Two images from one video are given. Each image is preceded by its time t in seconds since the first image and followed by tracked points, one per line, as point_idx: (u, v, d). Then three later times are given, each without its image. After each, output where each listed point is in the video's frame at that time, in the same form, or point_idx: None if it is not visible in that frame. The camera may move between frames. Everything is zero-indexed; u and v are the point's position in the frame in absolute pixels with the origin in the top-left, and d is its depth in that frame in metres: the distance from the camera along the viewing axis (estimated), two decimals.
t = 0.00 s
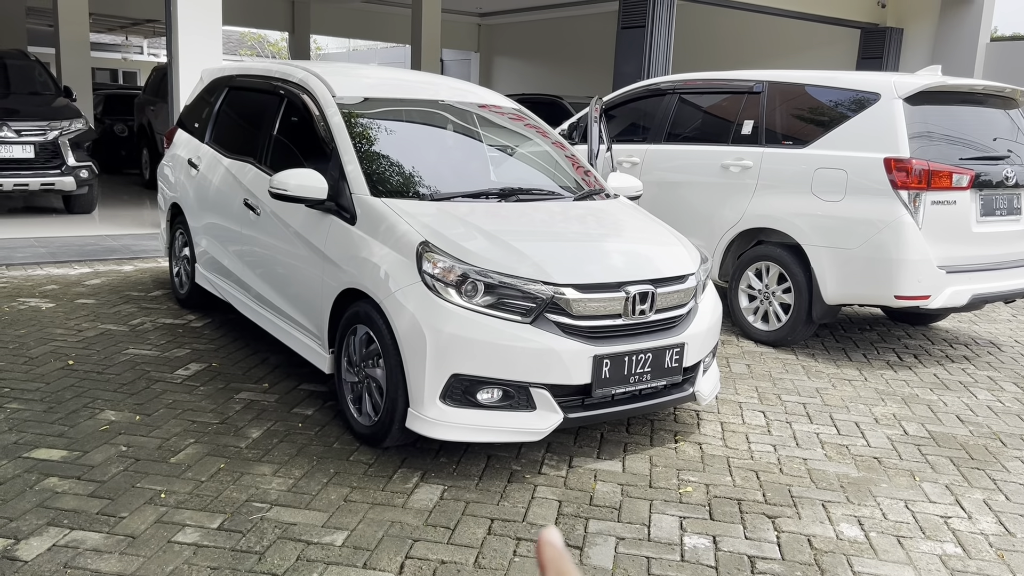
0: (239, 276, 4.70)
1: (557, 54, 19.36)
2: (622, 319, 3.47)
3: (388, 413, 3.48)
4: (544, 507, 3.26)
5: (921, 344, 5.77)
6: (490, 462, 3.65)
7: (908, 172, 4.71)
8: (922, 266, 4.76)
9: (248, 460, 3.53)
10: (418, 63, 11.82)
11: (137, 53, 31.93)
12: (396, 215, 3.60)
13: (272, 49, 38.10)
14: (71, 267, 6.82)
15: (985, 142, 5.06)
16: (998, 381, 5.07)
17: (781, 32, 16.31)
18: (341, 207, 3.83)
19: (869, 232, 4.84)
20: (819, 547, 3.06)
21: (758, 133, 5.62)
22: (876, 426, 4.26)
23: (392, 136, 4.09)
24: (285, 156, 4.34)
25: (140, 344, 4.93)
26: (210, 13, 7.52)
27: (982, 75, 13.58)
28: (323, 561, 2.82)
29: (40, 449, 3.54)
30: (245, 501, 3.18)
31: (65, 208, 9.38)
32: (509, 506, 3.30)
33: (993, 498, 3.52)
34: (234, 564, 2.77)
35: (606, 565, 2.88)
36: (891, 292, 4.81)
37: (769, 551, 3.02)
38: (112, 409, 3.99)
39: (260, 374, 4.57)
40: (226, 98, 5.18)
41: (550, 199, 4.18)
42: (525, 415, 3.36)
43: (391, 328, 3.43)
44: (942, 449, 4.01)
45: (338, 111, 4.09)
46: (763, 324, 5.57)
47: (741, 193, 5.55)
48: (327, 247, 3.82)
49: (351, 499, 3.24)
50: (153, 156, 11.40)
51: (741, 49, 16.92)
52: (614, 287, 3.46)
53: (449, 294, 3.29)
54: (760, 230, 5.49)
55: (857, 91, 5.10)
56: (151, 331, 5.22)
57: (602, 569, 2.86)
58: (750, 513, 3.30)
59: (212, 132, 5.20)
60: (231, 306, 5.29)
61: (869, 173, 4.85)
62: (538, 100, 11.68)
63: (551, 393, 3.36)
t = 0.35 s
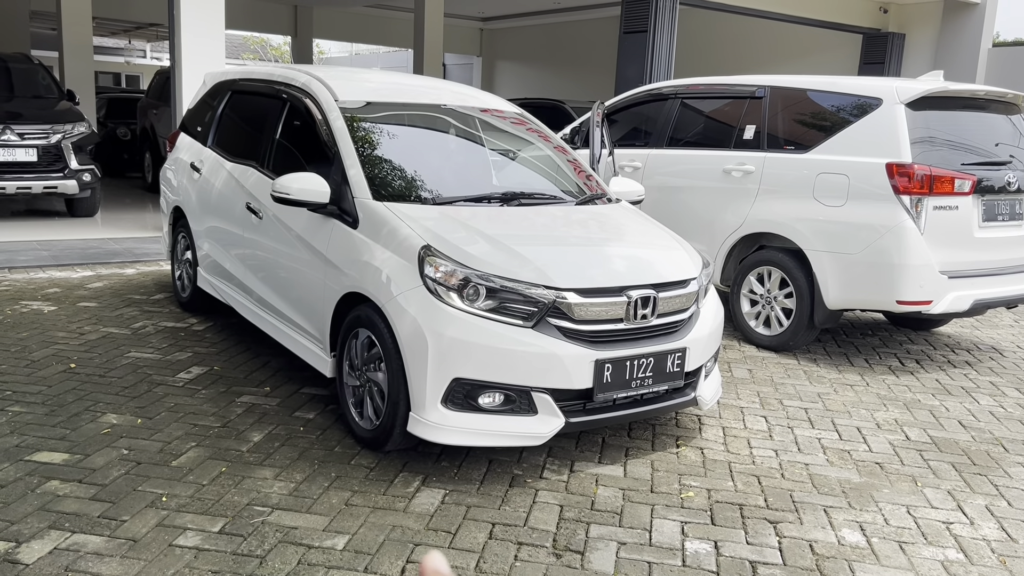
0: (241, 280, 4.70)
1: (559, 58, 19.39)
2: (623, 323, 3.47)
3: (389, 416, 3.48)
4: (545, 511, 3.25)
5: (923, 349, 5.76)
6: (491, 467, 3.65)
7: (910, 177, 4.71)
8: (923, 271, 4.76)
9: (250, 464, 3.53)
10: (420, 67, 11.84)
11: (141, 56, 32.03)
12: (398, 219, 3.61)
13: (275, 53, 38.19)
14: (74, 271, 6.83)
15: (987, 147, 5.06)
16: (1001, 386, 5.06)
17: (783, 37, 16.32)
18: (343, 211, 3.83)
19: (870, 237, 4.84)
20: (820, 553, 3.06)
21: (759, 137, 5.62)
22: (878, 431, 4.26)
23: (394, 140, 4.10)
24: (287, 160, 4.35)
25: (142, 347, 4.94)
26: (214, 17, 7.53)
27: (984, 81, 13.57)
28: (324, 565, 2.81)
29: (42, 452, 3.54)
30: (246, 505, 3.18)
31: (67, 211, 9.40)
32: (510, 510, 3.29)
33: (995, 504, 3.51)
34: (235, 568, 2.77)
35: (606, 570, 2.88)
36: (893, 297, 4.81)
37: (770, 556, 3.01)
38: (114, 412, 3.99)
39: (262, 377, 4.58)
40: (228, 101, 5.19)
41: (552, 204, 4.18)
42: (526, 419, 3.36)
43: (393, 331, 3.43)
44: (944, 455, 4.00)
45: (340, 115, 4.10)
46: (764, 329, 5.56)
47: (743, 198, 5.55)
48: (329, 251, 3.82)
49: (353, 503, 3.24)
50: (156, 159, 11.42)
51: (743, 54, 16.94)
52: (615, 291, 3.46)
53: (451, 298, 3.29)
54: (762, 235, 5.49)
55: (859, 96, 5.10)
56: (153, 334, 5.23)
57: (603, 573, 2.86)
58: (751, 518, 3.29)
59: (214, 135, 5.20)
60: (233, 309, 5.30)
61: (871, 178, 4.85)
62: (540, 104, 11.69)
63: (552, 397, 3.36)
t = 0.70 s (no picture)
0: (242, 282, 4.70)
1: (560, 61, 19.41)
2: (624, 326, 3.46)
3: (390, 419, 3.48)
4: (546, 514, 3.25)
5: (924, 352, 5.76)
6: (492, 470, 3.65)
7: (911, 179, 4.71)
8: (925, 274, 4.76)
9: (250, 466, 3.53)
10: (422, 70, 11.86)
11: (142, 58, 32.07)
12: (399, 221, 3.61)
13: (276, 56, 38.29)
14: (75, 273, 6.83)
15: (988, 150, 5.06)
16: (1002, 389, 5.06)
17: (784, 40, 16.34)
18: (344, 213, 3.83)
19: (871, 240, 4.84)
20: (822, 556, 3.05)
21: (760, 140, 5.63)
22: (879, 434, 4.25)
23: (395, 142, 4.10)
24: (288, 163, 4.35)
25: (143, 349, 4.94)
26: (215, 20, 7.55)
27: (985, 83, 13.57)
28: (324, 568, 2.81)
29: (42, 454, 3.54)
30: (247, 507, 3.18)
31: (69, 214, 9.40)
32: (511, 513, 3.29)
33: (997, 507, 3.51)
34: (236, 570, 2.77)
35: (607, 572, 2.87)
36: (894, 300, 4.81)
37: (772, 559, 3.01)
38: (115, 414, 3.99)
39: (263, 380, 4.57)
40: (230, 104, 5.20)
41: (553, 206, 4.18)
42: (527, 422, 3.35)
43: (394, 334, 3.43)
44: (946, 458, 4.00)
45: (342, 117, 4.10)
46: (765, 332, 5.56)
47: (744, 201, 5.55)
48: (330, 253, 3.82)
49: (353, 506, 3.24)
50: (157, 162, 11.43)
51: (743, 56, 16.96)
52: (616, 294, 3.46)
53: (452, 300, 3.29)
54: (763, 238, 5.49)
55: (860, 99, 5.10)
56: (154, 336, 5.23)
57: None
58: (753, 521, 3.29)
59: (215, 137, 5.21)
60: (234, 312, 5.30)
61: (872, 181, 4.85)
62: (540, 107, 11.70)
63: (553, 400, 3.35)
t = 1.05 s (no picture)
0: (242, 283, 4.70)
1: (560, 62, 19.43)
2: (624, 327, 3.46)
3: (390, 420, 3.48)
4: (546, 516, 3.25)
5: (925, 353, 5.76)
6: (492, 471, 3.65)
7: (911, 180, 4.71)
8: (925, 275, 4.75)
9: (250, 467, 3.53)
10: (421, 71, 11.86)
11: (143, 59, 32.10)
12: (399, 222, 3.61)
13: (276, 57, 38.30)
14: (75, 274, 6.83)
15: (988, 151, 5.06)
16: (1002, 390, 5.05)
17: (784, 41, 16.34)
18: (344, 214, 3.83)
19: (871, 241, 4.84)
20: (822, 557, 3.05)
21: (760, 141, 5.63)
22: (879, 435, 4.25)
23: (395, 143, 4.10)
24: (289, 163, 4.35)
25: (143, 351, 4.93)
26: (215, 21, 7.55)
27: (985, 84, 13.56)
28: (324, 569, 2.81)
29: (42, 455, 3.53)
30: (246, 508, 3.17)
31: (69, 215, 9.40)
32: (511, 514, 3.28)
33: (997, 508, 3.50)
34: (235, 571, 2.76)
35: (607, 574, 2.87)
36: (894, 301, 4.81)
37: (772, 560, 3.00)
38: (114, 415, 3.99)
39: (263, 381, 4.57)
40: (230, 105, 5.20)
41: (554, 208, 4.18)
42: (527, 423, 3.35)
43: (394, 335, 3.43)
44: (946, 459, 3.99)
45: (341, 118, 4.10)
46: (765, 332, 5.56)
47: (744, 202, 5.54)
48: (330, 254, 3.82)
49: (353, 507, 3.24)
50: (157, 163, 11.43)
51: (743, 57, 16.98)
52: (616, 295, 3.46)
53: (452, 301, 3.29)
54: (763, 239, 5.49)
55: (860, 100, 5.10)
56: (154, 337, 5.23)
57: None
58: (753, 522, 3.28)
59: (215, 138, 5.21)
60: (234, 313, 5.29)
61: (872, 182, 4.85)
62: (540, 108, 11.70)
63: (553, 401, 3.35)
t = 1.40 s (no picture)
0: (241, 283, 4.70)
1: (560, 62, 19.43)
2: (624, 327, 3.47)
3: (389, 421, 3.48)
4: (546, 516, 3.25)
5: (924, 353, 5.76)
6: (492, 471, 3.65)
7: (911, 180, 4.71)
8: (925, 275, 4.76)
9: (250, 467, 3.53)
10: (421, 71, 11.86)
11: (142, 60, 32.10)
12: (399, 222, 3.61)
13: (276, 58, 38.31)
14: (75, 274, 6.82)
15: (987, 152, 5.06)
16: (1002, 390, 5.06)
17: (783, 41, 16.35)
18: (344, 215, 3.83)
19: (871, 241, 4.84)
20: (822, 557, 3.05)
21: (760, 141, 5.63)
22: (879, 435, 4.25)
23: (394, 144, 4.10)
24: (288, 163, 4.35)
25: (143, 351, 4.93)
26: (215, 21, 7.55)
27: (984, 84, 13.57)
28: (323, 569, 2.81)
29: (41, 456, 3.53)
30: (246, 509, 3.18)
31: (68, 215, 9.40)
32: (511, 515, 3.28)
33: (997, 508, 3.50)
34: (235, 571, 2.76)
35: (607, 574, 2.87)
36: (893, 301, 4.81)
37: (772, 560, 3.00)
38: (114, 415, 3.99)
39: (263, 381, 4.57)
40: (230, 105, 5.20)
41: (554, 208, 4.18)
42: (527, 423, 3.35)
43: (393, 335, 3.43)
44: (946, 459, 3.99)
45: (341, 119, 4.10)
46: (765, 332, 5.56)
47: (744, 202, 5.54)
48: (330, 254, 3.82)
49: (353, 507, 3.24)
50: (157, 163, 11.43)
51: (742, 57, 16.99)
52: (616, 295, 3.46)
53: (452, 301, 3.29)
54: (762, 238, 5.49)
55: (860, 100, 5.10)
56: (154, 337, 5.23)
57: None
58: (752, 522, 3.29)
59: (215, 138, 5.21)
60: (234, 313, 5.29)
61: (872, 182, 4.85)
62: (540, 108, 11.69)
63: (553, 401, 3.35)
